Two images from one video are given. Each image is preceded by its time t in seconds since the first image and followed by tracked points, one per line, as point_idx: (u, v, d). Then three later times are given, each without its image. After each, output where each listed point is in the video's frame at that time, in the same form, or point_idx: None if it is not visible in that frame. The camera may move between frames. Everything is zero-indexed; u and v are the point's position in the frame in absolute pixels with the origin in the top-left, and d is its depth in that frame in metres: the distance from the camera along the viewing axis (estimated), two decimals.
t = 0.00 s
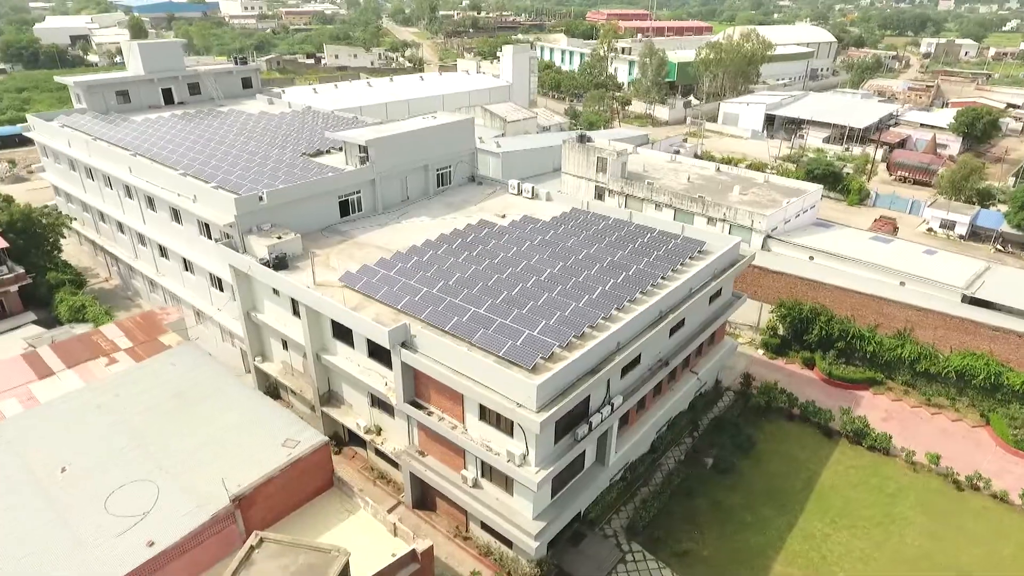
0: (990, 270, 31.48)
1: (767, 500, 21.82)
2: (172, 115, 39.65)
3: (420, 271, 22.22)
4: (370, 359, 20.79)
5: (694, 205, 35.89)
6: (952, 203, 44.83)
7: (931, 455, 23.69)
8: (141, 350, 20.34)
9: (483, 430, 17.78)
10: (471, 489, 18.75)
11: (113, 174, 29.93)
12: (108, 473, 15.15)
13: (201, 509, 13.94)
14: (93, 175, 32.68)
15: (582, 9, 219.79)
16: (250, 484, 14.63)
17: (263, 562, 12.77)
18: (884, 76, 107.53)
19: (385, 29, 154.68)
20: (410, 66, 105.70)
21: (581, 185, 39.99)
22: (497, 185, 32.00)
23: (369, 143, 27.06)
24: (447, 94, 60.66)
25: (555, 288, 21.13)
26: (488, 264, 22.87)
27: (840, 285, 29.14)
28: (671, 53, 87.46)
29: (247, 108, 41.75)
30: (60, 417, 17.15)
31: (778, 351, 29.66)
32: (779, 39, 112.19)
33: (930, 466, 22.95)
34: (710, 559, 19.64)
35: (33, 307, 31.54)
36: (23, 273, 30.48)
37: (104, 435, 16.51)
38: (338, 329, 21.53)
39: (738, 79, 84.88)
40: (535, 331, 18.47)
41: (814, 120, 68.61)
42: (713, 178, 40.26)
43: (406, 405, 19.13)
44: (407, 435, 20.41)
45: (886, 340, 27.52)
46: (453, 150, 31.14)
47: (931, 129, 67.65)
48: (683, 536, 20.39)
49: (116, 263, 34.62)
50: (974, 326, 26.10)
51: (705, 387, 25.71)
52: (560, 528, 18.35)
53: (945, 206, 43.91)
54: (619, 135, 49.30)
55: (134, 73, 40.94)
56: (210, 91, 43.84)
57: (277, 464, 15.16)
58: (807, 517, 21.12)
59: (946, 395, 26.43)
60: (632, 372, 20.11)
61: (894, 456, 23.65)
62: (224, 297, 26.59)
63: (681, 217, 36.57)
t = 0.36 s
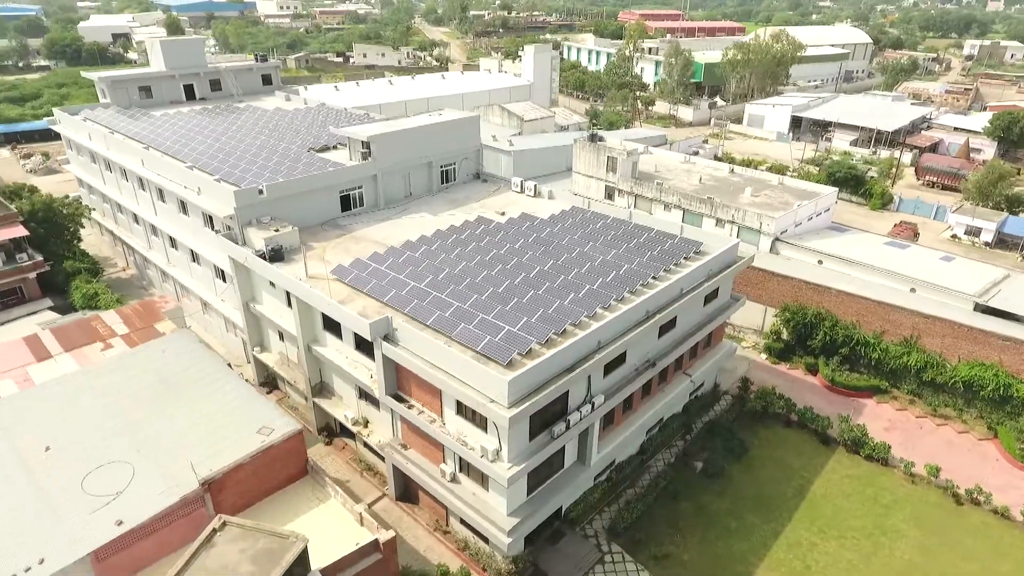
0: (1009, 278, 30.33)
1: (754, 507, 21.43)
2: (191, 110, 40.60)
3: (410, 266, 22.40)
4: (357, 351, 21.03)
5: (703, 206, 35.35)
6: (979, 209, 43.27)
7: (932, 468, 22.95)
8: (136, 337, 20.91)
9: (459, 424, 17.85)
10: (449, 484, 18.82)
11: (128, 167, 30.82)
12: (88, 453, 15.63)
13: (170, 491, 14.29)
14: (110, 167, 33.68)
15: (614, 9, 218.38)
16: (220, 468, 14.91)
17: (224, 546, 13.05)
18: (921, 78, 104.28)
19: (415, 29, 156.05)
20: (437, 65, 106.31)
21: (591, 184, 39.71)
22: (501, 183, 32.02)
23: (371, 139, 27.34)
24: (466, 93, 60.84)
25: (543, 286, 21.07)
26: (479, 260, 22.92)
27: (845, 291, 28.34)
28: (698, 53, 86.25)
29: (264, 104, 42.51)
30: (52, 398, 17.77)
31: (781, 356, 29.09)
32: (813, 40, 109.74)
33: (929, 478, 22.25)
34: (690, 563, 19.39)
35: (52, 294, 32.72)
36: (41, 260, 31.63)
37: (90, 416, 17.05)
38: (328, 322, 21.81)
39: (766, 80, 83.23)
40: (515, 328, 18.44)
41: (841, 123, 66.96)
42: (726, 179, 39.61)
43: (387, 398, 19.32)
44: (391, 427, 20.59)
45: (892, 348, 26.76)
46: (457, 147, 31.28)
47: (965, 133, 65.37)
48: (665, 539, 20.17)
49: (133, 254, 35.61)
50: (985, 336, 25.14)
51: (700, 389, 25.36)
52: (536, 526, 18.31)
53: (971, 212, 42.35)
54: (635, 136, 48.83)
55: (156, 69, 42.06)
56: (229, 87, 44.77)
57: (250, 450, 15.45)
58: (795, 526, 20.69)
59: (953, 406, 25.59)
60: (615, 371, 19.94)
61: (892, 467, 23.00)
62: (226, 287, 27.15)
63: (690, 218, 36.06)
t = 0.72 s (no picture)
0: None
1: (743, 513, 21.04)
2: (212, 105, 41.63)
3: (403, 260, 22.60)
4: (346, 343, 21.31)
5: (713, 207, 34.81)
6: (1009, 215, 41.69)
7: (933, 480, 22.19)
8: (135, 324, 21.54)
9: (438, 418, 17.95)
10: (429, 477, 18.92)
11: (144, 159, 31.76)
12: (75, 433, 16.18)
13: (145, 472, 14.71)
14: (130, 160, 34.75)
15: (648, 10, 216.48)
16: (196, 452, 15.28)
17: (189, 526, 13.34)
18: (962, 81, 100.86)
19: (447, 28, 157.23)
20: (465, 64, 106.84)
21: (602, 184, 39.45)
22: (507, 181, 32.06)
23: (375, 135, 27.67)
24: (487, 92, 61.07)
25: (531, 283, 21.05)
26: (472, 257, 23.01)
27: (851, 296, 27.53)
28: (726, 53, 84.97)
29: (283, 100, 43.35)
30: (48, 379, 18.44)
31: (785, 361, 28.50)
32: (848, 41, 107.10)
33: (929, 491, 21.52)
34: (671, 566, 19.12)
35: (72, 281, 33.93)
36: (62, 249, 32.85)
37: (81, 398, 17.65)
38: (321, 314, 22.14)
39: (797, 81, 81.56)
40: (497, 324, 18.47)
41: (871, 125, 65.26)
42: (740, 181, 38.96)
43: (371, 390, 19.54)
44: (377, 420, 20.82)
45: (899, 356, 25.98)
46: (464, 144, 31.43)
47: (1002, 138, 63.02)
48: (648, 542, 19.94)
49: (150, 244, 36.67)
50: (996, 346, 24.20)
51: (696, 393, 25.01)
52: (513, 522, 18.30)
53: (999, 218, 40.83)
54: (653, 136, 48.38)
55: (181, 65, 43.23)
56: (251, 84, 45.75)
57: (227, 435, 15.80)
58: (783, 534, 20.23)
59: (961, 417, 24.73)
60: (600, 370, 19.82)
61: (891, 478, 22.31)
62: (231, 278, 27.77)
63: (700, 219, 35.59)
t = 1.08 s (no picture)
0: None
1: (730, 519, 20.69)
2: (235, 101, 42.66)
3: (398, 255, 22.80)
4: (338, 335, 21.66)
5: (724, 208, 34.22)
6: None
7: (933, 494, 21.44)
8: (137, 310, 22.21)
9: (418, 411, 18.11)
10: (411, 469, 19.08)
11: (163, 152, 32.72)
12: (66, 413, 16.81)
13: (126, 452, 15.17)
14: (151, 153, 35.82)
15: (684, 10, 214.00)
16: (176, 436, 15.71)
17: (161, 506, 13.70)
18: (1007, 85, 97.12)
19: (480, 28, 158.15)
20: (493, 63, 107.10)
21: (615, 184, 39.15)
22: (514, 179, 32.10)
23: (381, 131, 28.00)
24: (509, 91, 61.22)
25: (521, 280, 21.04)
26: (466, 253, 23.09)
27: (860, 303, 26.86)
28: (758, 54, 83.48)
29: (304, 97, 44.20)
30: (47, 360, 19.15)
31: (790, 367, 27.89)
32: (888, 42, 104.03)
33: (928, 504, 20.80)
34: (651, 570, 18.92)
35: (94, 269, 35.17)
36: (85, 237, 34.10)
37: (77, 380, 18.32)
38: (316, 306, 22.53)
39: (830, 84, 79.69)
40: (481, 319, 18.54)
41: (904, 129, 63.37)
42: (756, 183, 38.27)
43: (357, 381, 19.82)
44: (366, 411, 21.10)
45: (906, 365, 25.20)
46: (471, 141, 31.57)
47: None
48: (630, 544, 19.75)
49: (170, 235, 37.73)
50: (1009, 358, 23.26)
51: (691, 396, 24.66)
52: (491, 517, 18.34)
53: None
54: (672, 138, 47.88)
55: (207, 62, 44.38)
56: (275, 81, 46.74)
57: (208, 420, 16.22)
58: (770, 542, 19.82)
59: (969, 431, 23.87)
60: (585, 369, 19.73)
61: (888, 490, 21.65)
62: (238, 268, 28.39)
63: (711, 221, 35.08)
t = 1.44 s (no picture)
0: None
1: (717, 524, 20.39)
2: (257, 97, 43.63)
3: (394, 249, 23.04)
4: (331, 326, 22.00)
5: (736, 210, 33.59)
6: None
7: (932, 508, 20.75)
8: (141, 297, 22.89)
9: (400, 403, 18.28)
10: (394, 460, 19.23)
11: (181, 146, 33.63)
12: (61, 393, 17.44)
13: (111, 432, 15.65)
14: (172, 147, 36.86)
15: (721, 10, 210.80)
16: (159, 418, 16.16)
17: (136, 485, 14.13)
18: None
19: (512, 28, 158.48)
20: (522, 62, 107.16)
21: (628, 184, 38.85)
22: (522, 177, 32.11)
23: (386, 127, 28.31)
24: (532, 90, 61.26)
25: (511, 276, 21.03)
26: (461, 249, 23.20)
27: (868, 308, 26.13)
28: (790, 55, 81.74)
29: (324, 94, 44.95)
30: (50, 342, 19.88)
31: (794, 373, 27.30)
32: (928, 44, 100.88)
33: (925, 518, 20.15)
34: (631, 571, 18.77)
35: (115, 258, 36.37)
36: (107, 227, 35.28)
37: (76, 361, 18.99)
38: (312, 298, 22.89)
39: (865, 85, 77.61)
40: (465, 314, 18.60)
41: (939, 133, 61.36)
42: (773, 185, 37.52)
43: (345, 372, 20.09)
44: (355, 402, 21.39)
45: (913, 375, 24.44)
46: (479, 138, 31.68)
47: None
48: (612, 545, 19.63)
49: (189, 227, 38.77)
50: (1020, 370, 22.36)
51: (687, 399, 24.33)
52: (470, 511, 18.41)
53: None
54: (692, 139, 47.31)
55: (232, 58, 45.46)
56: (298, 78, 47.65)
57: (192, 404, 16.65)
58: (755, 549, 19.47)
59: (977, 444, 23.02)
60: (570, 367, 19.65)
61: (885, 501, 21.04)
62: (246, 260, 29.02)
63: (723, 222, 34.53)
